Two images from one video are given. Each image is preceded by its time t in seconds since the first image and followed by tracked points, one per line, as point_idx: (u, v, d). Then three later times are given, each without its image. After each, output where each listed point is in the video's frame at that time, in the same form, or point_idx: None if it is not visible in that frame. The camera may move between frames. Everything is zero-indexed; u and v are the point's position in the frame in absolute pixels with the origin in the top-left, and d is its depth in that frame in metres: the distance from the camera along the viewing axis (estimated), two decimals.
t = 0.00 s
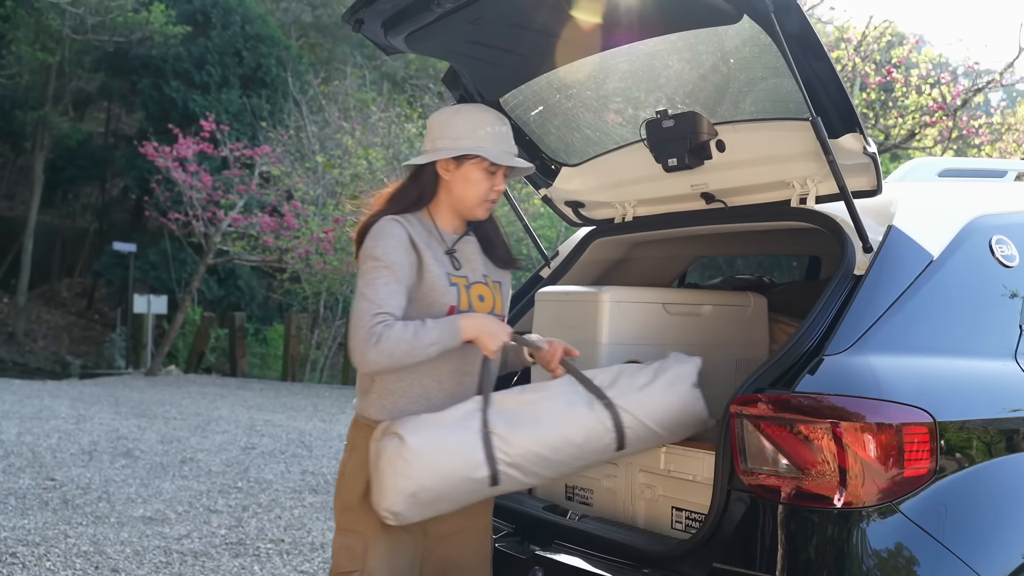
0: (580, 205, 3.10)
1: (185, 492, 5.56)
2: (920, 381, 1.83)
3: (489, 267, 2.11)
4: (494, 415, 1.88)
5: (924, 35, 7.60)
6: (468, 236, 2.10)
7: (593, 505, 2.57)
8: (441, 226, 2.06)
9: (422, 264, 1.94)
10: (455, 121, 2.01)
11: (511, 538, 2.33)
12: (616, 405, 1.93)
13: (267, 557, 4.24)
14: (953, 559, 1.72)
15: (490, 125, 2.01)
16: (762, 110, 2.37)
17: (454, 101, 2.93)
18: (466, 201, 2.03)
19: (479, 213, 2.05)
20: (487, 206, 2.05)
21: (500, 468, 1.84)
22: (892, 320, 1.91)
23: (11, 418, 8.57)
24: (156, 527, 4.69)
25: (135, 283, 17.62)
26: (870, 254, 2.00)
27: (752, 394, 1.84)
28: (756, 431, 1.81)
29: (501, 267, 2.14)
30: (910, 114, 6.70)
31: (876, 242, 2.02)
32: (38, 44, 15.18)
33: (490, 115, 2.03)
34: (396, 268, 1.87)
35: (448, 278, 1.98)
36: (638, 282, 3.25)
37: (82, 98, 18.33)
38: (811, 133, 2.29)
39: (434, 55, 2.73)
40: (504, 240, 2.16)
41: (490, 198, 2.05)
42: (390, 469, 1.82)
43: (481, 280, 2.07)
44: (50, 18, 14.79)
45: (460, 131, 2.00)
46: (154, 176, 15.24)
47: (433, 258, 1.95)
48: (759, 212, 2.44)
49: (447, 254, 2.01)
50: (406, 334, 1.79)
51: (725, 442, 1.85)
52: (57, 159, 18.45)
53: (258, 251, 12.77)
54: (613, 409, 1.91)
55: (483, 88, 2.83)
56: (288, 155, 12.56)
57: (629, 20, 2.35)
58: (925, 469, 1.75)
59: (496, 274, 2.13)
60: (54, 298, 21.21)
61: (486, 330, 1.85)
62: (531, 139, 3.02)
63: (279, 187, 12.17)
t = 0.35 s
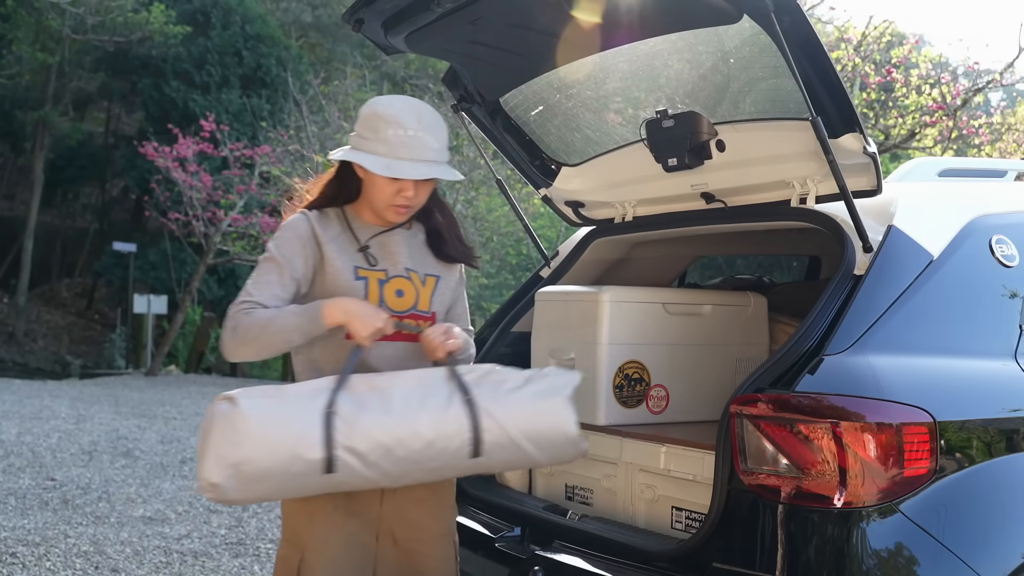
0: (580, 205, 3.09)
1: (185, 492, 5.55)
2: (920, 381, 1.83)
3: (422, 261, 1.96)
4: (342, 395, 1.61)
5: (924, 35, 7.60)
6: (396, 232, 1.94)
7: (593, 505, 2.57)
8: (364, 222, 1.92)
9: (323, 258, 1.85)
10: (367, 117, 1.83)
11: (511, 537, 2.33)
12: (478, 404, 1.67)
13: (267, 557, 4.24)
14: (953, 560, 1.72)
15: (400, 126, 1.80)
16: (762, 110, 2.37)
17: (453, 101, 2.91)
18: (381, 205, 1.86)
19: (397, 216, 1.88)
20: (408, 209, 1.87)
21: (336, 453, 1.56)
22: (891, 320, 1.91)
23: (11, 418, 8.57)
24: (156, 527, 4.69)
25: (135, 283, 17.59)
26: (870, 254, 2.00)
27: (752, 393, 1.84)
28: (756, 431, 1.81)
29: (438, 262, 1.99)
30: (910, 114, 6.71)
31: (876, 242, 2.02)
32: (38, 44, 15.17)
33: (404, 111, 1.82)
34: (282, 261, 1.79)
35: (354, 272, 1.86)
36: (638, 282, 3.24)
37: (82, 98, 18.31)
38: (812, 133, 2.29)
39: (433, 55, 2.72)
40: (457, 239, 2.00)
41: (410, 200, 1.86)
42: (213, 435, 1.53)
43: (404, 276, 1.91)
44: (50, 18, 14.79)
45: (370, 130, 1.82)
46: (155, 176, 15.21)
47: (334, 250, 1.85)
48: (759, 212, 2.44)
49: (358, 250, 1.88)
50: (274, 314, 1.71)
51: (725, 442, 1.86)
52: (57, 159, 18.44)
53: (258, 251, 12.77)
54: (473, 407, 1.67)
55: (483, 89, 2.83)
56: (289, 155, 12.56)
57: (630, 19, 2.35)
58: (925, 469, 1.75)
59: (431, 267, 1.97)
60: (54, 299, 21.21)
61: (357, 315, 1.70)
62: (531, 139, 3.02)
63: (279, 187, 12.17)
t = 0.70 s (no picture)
0: (580, 205, 3.09)
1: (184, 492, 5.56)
2: (920, 382, 1.82)
3: (375, 276, 1.79)
4: (201, 504, 1.42)
5: (925, 35, 7.59)
6: (348, 242, 1.80)
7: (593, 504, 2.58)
8: (316, 231, 1.80)
9: (264, 271, 1.79)
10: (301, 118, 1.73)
11: (511, 536, 2.33)
12: (336, 539, 1.39)
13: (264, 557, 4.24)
14: (954, 560, 1.72)
15: (329, 126, 1.69)
16: (762, 110, 2.37)
17: (453, 102, 2.91)
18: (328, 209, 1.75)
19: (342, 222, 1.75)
20: (352, 214, 1.75)
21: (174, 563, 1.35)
22: (891, 320, 1.91)
23: (11, 418, 8.57)
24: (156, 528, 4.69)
25: (135, 283, 17.59)
26: (870, 254, 1.99)
27: (752, 393, 1.83)
28: (756, 430, 1.81)
29: (392, 276, 1.81)
30: (910, 115, 6.72)
31: (876, 242, 2.01)
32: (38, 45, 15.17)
33: (337, 110, 1.72)
34: (218, 278, 1.75)
35: (292, 289, 1.77)
36: (638, 282, 3.24)
37: (82, 98, 18.30)
38: (811, 133, 2.29)
39: (433, 54, 2.72)
40: (420, 249, 1.81)
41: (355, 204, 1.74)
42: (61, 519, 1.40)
43: (346, 295, 1.77)
44: (50, 18, 14.79)
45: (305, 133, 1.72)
46: (154, 176, 15.21)
47: (273, 264, 1.77)
48: (759, 213, 2.44)
49: (301, 263, 1.78)
50: (193, 354, 1.68)
51: (725, 442, 1.85)
52: (57, 159, 18.44)
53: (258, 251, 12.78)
54: (328, 540, 1.38)
55: (483, 88, 2.83)
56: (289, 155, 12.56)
57: (630, 19, 2.35)
58: (925, 468, 1.75)
59: (384, 283, 1.80)
60: (54, 299, 21.23)
61: (245, 410, 1.59)
62: (531, 139, 3.02)
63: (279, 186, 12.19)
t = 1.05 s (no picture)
0: (580, 205, 3.09)
1: (185, 492, 5.56)
2: (920, 382, 1.83)
3: (348, 325, 1.85)
4: None
5: (925, 35, 7.58)
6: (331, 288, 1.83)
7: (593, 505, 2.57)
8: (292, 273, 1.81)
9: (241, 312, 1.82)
10: (301, 159, 1.70)
11: (511, 536, 2.33)
12: None
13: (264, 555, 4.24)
14: (953, 560, 1.72)
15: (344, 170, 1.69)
16: (762, 109, 2.37)
17: (453, 102, 2.92)
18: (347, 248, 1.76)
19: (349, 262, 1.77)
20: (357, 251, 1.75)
21: None
22: (892, 320, 1.91)
23: (11, 418, 8.57)
24: (156, 527, 4.69)
25: (135, 283, 17.61)
26: (870, 254, 1.99)
27: (752, 394, 1.83)
28: (756, 431, 1.81)
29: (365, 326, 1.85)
30: (910, 115, 6.73)
31: (876, 242, 2.01)
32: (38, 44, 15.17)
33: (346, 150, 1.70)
34: (207, 329, 1.79)
35: (266, 333, 1.81)
36: (638, 282, 3.25)
37: (82, 99, 18.30)
38: (811, 133, 2.29)
39: (433, 55, 2.73)
40: (400, 296, 1.84)
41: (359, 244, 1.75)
42: None
43: (319, 343, 1.82)
44: (50, 18, 14.79)
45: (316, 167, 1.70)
46: (154, 176, 15.22)
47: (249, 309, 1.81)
48: (759, 212, 2.44)
49: (280, 308, 1.82)
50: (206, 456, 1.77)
51: (725, 442, 1.86)
52: (57, 159, 18.43)
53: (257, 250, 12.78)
54: None
55: (484, 89, 2.83)
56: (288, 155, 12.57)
57: (630, 19, 2.36)
58: (925, 468, 1.75)
59: (358, 332, 1.85)
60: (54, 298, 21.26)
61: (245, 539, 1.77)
62: (531, 139, 3.02)
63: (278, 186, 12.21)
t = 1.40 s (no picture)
0: (580, 205, 3.08)
1: (185, 492, 5.56)
2: (920, 383, 1.82)
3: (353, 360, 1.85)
4: None
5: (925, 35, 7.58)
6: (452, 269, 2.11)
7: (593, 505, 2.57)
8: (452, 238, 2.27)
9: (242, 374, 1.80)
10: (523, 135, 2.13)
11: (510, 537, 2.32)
12: None
13: (267, 557, 4.24)
14: (953, 559, 1.72)
15: (552, 139, 2.14)
16: (760, 110, 2.36)
17: (453, 102, 2.93)
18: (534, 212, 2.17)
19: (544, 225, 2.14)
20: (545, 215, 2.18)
21: None
22: (891, 321, 1.91)
23: (11, 418, 8.57)
24: (156, 527, 4.69)
25: (135, 283, 17.60)
26: (870, 254, 2.00)
27: (752, 394, 1.83)
28: (757, 431, 1.81)
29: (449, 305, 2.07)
30: (911, 114, 6.72)
31: (876, 242, 2.01)
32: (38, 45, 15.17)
33: (541, 133, 2.13)
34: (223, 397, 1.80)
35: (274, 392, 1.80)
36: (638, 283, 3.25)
37: (82, 99, 18.32)
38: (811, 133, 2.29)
39: (434, 54, 2.73)
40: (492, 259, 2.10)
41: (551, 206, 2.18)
42: None
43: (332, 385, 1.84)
44: (50, 18, 14.80)
45: (504, 148, 2.13)
46: (154, 176, 15.24)
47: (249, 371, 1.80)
48: (759, 212, 2.44)
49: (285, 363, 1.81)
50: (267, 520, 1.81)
51: (725, 441, 1.85)
52: (57, 159, 18.43)
53: (258, 251, 12.74)
54: None
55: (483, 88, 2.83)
56: (289, 156, 12.56)
57: (630, 19, 2.36)
58: (925, 468, 1.75)
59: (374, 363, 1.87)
60: (54, 299, 21.27)
61: None
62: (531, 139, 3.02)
63: (279, 187, 12.21)
